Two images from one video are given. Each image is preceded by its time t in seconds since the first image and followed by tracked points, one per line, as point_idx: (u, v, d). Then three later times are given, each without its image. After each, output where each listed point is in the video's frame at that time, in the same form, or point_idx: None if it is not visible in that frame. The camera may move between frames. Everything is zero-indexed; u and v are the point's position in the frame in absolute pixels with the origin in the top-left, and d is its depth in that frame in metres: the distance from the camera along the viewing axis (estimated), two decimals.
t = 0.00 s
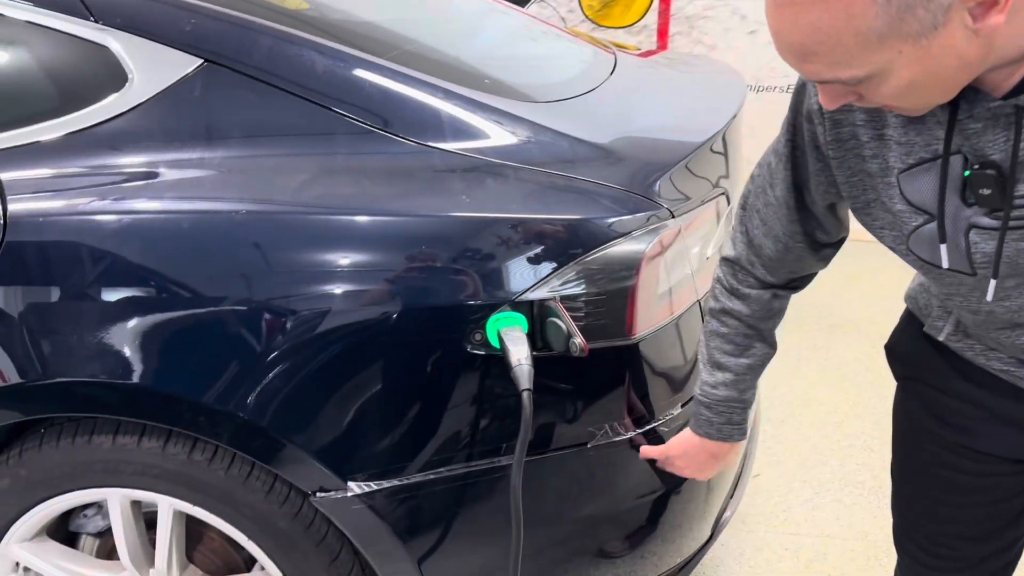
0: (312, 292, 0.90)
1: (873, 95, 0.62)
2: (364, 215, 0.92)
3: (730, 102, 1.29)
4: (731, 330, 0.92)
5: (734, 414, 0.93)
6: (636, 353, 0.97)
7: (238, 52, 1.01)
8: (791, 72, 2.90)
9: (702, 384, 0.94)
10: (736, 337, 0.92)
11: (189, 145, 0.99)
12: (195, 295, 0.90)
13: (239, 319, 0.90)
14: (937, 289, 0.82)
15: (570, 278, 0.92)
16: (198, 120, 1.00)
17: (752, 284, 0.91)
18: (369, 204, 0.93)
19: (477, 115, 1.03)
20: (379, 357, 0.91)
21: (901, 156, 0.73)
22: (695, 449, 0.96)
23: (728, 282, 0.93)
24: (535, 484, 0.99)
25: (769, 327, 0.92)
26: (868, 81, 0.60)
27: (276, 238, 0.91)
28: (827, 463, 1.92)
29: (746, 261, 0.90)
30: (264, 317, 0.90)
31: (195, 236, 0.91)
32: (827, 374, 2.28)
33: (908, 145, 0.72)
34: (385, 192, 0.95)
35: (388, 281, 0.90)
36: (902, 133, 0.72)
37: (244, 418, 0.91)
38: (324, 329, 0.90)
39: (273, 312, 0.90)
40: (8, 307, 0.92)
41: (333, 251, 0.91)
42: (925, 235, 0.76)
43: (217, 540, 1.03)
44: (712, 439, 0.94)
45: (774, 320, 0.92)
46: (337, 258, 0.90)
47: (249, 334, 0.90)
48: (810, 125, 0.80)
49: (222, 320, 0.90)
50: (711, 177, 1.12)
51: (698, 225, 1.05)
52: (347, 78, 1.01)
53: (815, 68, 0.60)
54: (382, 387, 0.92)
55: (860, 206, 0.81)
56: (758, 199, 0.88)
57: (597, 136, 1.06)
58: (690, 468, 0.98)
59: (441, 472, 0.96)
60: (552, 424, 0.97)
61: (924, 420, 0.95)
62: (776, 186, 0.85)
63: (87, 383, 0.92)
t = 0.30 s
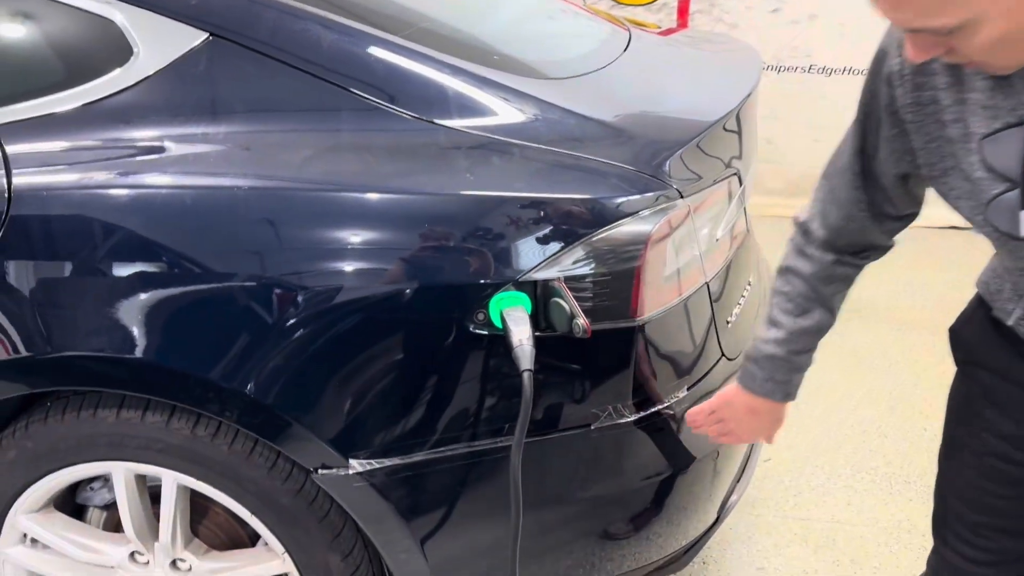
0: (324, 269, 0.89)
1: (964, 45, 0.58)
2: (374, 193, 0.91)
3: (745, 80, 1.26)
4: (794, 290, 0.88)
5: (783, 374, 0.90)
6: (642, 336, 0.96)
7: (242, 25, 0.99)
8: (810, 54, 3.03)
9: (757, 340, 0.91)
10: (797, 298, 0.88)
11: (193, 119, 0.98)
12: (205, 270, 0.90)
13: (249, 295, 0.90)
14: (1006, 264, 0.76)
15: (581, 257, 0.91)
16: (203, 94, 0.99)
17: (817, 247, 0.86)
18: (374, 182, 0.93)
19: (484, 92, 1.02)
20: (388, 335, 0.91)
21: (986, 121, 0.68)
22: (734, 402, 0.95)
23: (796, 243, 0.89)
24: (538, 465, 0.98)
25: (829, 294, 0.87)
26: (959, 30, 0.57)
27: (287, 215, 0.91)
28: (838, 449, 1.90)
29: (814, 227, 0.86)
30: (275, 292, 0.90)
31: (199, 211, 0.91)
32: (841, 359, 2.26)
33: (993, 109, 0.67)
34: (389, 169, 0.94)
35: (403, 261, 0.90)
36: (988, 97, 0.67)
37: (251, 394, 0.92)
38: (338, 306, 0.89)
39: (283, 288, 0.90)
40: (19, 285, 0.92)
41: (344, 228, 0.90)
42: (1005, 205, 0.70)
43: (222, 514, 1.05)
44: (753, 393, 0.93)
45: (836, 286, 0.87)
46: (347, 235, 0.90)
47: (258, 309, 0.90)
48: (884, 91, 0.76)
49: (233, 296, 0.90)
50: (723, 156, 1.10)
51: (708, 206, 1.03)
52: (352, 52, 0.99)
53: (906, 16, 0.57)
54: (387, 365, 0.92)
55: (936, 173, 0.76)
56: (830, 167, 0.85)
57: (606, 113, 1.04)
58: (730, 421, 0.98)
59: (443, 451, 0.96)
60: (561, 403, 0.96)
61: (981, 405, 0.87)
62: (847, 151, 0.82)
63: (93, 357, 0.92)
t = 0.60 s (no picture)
0: (332, 245, 0.89)
1: None
2: (381, 169, 0.91)
3: (756, 58, 1.24)
4: (959, 221, 0.84)
5: (933, 300, 0.88)
6: (644, 317, 0.95)
7: None
8: (830, 34, 2.97)
9: (922, 262, 0.89)
10: (959, 229, 0.84)
11: (195, 93, 0.97)
12: (213, 246, 0.90)
13: (254, 271, 0.89)
14: None
15: (588, 237, 0.90)
16: (205, 68, 0.98)
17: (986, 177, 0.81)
18: (376, 158, 0.92)
19: (488, 68, 1.00)
20: (392, 313, 0.90)
21: None
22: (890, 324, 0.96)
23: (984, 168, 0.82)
24: (537, 444, 0.98)
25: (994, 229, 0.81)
26: None
27: (296, 192, 0.90)
28: (848, 434, 1.88)
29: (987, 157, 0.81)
30: (281, 267, 0.89)
31: (201, 186, 0.90)
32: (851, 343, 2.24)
33: None
34: (392, 145, 0.93)
35: (415, 240, 0.89)
36: None
37: (254, 370, 0.91)
38: (345, 283, 0.89)
39: (289, 263, 0.89)
40: (25, 260, 0.93)
41: (352, 205, 0.89)
42: None
43: (224, 490, 1.06)
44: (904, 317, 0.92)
45: (996, 223, 0.81)
46: (354, 212, 0.89)
47: (263, 286, 0.89)
48: None
49: (240, 271, 0.89)
50: (732, 135, 1.08)
51: (716, 185, 1.01)
52: (357, 26, 0.98)
53: None
54: (388, 343, 0.91)
55: None
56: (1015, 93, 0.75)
57: (613, 91, 1.02)
58: (878, 347, 1.00)
59: (441, 429, 0.96)
60: (566, 383, 0.96)
61: None
62: None
63: (96, 331, 0.92)
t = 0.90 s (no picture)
0: (341, 220, 0.88)
1: None
2: (387, 141, 0.89)
3: (767, 32, 1.22)
4: (979, 172, 0.85)
5: (947, 253, 0.91)
6: (648, 293, 0.94)
7: None
8: (845, 11, 2.92)
9: (937, 212, 0.91)
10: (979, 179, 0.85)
11: (196, 64, 0.96)
12: (219, 219, 0.89)
13: (259, 244, 0.89)
14: None
15: (594, 212, 0.89)
16: (205, 38, 0.97)
17: (1013, 126, 0.80)
18: (378, 131, 0.90)
19: (493, 39, 0.98)
20: (397, 288, 0.89)
21: None
22: (901, 274, 0.99)
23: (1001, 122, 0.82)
24: (539, 420, 0.98)
25: (1015, 180, 0.82)
26: None
27: (305, 165, 0.89)
28: (856, 416, 1.87)
29: (1014, 104, 0.80)
30: (286, 240, 0.89)
31: (203, 158, 0.90)
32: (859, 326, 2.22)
33: None
34: (395, 117, 0.92)
35: (423, 217, 0.88)
36: None
37: (258, 344, 0.91)
38: (352, 257, 0.88)
39: (294, 237, 0.88)
40: (29, 235, 0.93)
41: (359, 179, 0.88)
42: None
43: (228, 462, 1.07)
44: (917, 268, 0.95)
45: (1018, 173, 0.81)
46: (362, 186, 0.88)
47: (269, 259, 0.89)
48: None
49: (245, 245, 0.89)
50: (741, 109, 1.06)
51: (723, 161, 1.00)
52: None
53: None
54: (391, 317, 0.91)
55: None
56: None
57: (619, 64, 1.01)
58: (884, 295, 1.03)
59: (442, 404, 0.95)
60: (571, 359, 0.95)
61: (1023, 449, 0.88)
62: None
63: (98, 303, 0.92)
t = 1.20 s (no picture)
0: (342, 201, 0.88)
1: None
2: (390, 123, 0.89)
3: (774, 15, 1.20)
4: (869, 193, 0.81)
5: (838, 271, 0.84)
6: (649, 278, 0.93)
7: None
8: None
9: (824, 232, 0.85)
10: (869, 202, 0.81)
11: (196, 43, 0.96)
12: (221, 201, 0.89)
13: (261, 226, 0.88)
14: None
15: (597, 195, 0.88)
16: (206, 17, 0.96)
17: (908, 145, 0.78)
18: (379, 112, 0.90)
19: (495, 20, 0.97)
20: (399, 271, 0.89)
21: None
22: (790, 285, 0.89)
23: (891, 143, 0.80)
24: (539, 403, 0.98)
25: (905, 202, 0.79)
26: None
27: (308, 147, 0.88)
28: (858, 403, 1.87)
29: (911, 121, 0.78)
30: (288, 222, 0.88)
31: (203, 138, 0.89)
32: (864, 314, 2.22)
33: None
34: (396, 98, 0.91)
35: (428, 200, 0.88)
36: None
37: (259, 326, 0.91)
38: (356, 240, 0.88)
39: (297, 218, 0.88)
40: (28, 211, 0.92)
41: (362, 161, 0.88)
42: None
43: (229, 442, 1.08)
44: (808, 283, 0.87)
45: (912, 194, 0.78)
46: (365, 168, 0.88)
47: (270, 241, 0.89)
48: None
49: (246, 226, 0.89)
50: (746, 93, 1.05)
51: (727, 145, 0.99)
52: None
53: None
54: (392, 300, 0.91)
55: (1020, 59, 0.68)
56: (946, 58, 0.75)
57: (623, 46, 0.99)
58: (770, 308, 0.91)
59: (442, 388, 0.95)
60: (573, 343, 0.95)
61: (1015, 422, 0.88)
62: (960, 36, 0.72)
63: (98, 282, 0.92)
